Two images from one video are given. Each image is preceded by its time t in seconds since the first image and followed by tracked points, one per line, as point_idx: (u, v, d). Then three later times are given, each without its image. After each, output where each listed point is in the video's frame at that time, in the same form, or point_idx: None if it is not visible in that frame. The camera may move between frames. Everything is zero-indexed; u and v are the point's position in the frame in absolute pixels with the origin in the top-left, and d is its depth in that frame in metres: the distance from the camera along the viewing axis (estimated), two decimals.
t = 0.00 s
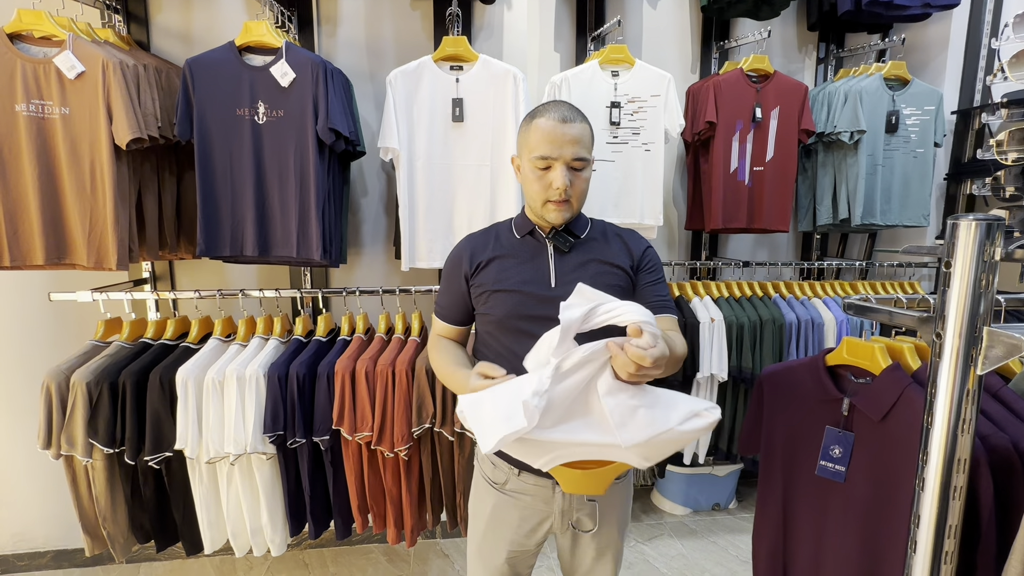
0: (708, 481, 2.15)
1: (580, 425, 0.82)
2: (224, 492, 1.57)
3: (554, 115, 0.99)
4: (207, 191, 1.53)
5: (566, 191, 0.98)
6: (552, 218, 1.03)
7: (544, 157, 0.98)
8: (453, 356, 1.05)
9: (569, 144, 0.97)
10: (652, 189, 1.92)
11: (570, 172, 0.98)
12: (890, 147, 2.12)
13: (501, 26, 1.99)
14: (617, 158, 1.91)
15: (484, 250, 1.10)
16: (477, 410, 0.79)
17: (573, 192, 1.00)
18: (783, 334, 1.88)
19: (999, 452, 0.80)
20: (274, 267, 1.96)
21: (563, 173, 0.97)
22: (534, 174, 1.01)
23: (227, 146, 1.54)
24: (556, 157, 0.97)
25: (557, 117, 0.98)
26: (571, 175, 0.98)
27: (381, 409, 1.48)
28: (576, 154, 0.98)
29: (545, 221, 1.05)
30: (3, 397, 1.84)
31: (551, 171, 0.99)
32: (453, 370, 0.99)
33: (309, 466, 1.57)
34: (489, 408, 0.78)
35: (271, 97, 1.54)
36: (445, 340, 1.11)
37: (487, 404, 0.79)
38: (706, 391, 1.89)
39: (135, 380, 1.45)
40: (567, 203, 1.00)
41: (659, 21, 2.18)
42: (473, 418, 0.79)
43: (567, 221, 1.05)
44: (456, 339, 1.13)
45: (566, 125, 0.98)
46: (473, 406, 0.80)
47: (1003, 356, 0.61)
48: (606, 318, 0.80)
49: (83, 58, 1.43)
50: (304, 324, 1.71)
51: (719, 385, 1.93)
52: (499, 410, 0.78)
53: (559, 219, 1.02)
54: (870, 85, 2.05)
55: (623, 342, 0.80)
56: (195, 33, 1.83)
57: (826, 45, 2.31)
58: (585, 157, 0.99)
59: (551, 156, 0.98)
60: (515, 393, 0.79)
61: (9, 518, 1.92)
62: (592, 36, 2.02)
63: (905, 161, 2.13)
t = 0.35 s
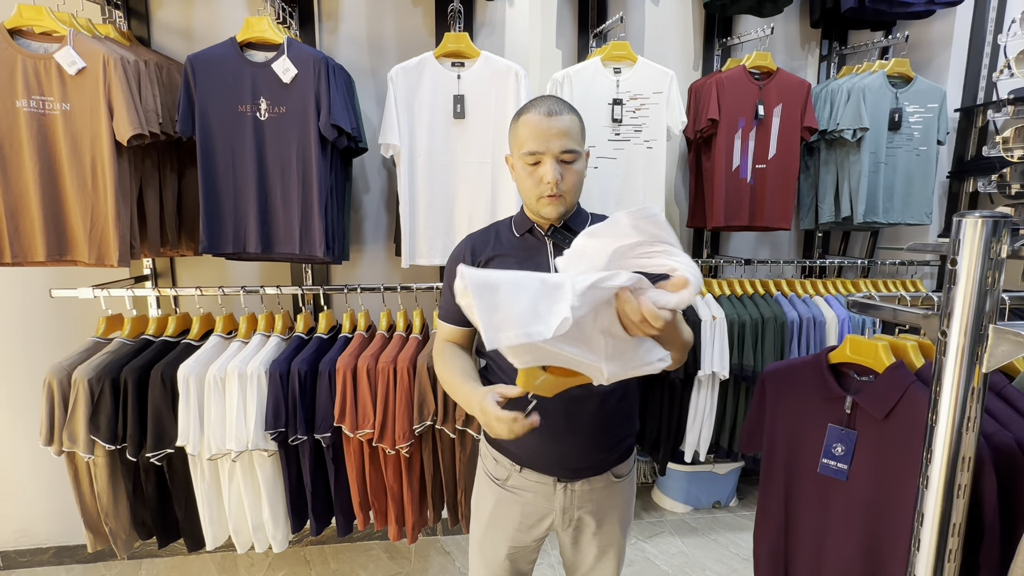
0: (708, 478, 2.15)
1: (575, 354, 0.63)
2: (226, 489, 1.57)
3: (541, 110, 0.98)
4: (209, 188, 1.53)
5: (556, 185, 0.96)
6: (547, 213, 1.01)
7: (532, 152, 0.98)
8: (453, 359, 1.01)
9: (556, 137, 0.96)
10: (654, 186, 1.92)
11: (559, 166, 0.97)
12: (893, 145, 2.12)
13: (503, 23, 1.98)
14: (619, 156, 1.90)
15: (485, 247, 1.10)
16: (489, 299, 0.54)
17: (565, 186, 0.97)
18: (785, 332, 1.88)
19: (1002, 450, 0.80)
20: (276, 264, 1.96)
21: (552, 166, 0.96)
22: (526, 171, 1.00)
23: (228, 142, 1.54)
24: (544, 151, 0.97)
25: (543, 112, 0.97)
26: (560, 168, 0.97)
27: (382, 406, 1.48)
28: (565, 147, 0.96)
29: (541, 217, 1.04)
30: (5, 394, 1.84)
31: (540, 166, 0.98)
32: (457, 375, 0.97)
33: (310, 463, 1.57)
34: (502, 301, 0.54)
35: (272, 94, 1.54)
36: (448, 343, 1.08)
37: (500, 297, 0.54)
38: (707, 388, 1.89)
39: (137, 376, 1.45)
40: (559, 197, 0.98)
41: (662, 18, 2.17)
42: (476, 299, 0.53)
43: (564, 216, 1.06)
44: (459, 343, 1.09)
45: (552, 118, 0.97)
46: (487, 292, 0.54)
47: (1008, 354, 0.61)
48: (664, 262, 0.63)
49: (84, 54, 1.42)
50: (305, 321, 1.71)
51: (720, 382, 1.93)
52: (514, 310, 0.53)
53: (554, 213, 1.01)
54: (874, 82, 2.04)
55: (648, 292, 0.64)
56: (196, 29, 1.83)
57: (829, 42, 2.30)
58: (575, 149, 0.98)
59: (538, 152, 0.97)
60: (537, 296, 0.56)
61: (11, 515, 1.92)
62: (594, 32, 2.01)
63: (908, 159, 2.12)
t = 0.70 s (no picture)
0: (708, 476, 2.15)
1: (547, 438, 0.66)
2: (227, 486, 1.57)
3: (564, 107, 0.97)
4: (209, 185, 1.52)
5: (576, 187, 0.98)
6: (561, 214, 1.02)
7: (553, 152, 0.97)
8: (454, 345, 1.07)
9: (580, 138, 0.96)
10: (655, 184, 1.92)
11: (580, 167, 0.98)
12: (895, 143, 2.11)
13: (504, 19, 1.97)
14: (620, 153, 1.90)
15: (491, 246, 1.10)
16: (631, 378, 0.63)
17: (583, 189, 0.99)
18: (785, 330, 1.88)
19: (1004, 449, 0.80)
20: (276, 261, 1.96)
21: (574, 168, 0.97)
22: (544, 170, 1.00)
23: (228, 138, 1.53)
24: (567, 152, 0.97)
25: (568, 110, 0.96)
26: (581, 170, 0.98)
27: (383, 403, 1.47)
28: (587, 149, 0.97)
29: (553, 215, 1.04)
30: (5, 391, 1.84)
31: (561, 166, 0.98)
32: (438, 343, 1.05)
33: (310, 460, 1.57)
34: (617, 394, 0.63)
35: (272, 90, 1.53)
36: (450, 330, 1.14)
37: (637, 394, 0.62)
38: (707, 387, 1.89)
39: (137, 373, 1.45)
40: (577, 199, 0.99)
41: (664, 14, 2.16)
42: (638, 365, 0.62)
43: (576, 215, 1.04)
44: (460, 331, 1.15)
45: (577, 118, 0.96)
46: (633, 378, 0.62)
47: (1011, 352, 0.61)
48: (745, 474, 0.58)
49: (84, 49, 1.42)
50: (306, 318, 1.71)
51: (721, 380, 1.92)
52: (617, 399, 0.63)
53: (568, 213, 1.02)
54: (876, 80, 2.04)
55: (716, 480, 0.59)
56: (196, 25, 1.82)
57: (831, 39, 2.29)
58: (594, 151, 0.98)
59: (562, 152, 0.97)
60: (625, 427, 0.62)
61: (12, 511, 1.92)
62: (596, 29, 2.00)
63: (910, 157, 2.11)
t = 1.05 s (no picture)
0: (708, 474, 2.15)
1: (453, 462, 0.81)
2: (227, 483, 1.58)
3: (601, 113, 0.91)
4: (208, 181, 1.52)
5: (593, 202, 0.94)
6: (577, 222, 1.01)
7: (580, 160, 0.93)
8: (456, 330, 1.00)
9: (608, 153, 0.91)
10: (656, 182, 1.91)
11: (603, 182, 0.94)
12: (896, 141, 2.11)
13: (504, 16, 1.96)
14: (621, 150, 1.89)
15: (513, 235, 1.06)
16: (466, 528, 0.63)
17: (602, 203, 0.95)
18: (786, 328, 1.87)
19: (1005, 446, 0.80)
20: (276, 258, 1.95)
21: (595, 182, 0.93)
22: (568, 174, 0.97)
23: (227, 135, 1.53)
24: (592, 163, 0.92)
25: (605, 120, 0.90)
26: (602, 186, 0.93)
27: (383, 401, 1.47)
28: (615, 165, 0.92)
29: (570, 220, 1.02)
30: (4, 388, 1.84)
31: (584, 176, 0.94)
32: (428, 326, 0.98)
33: (310, 458, 1.57)
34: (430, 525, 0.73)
35: (271, 86, 1.53)
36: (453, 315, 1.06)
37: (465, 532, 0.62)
38: (707, 384, 1.89)
39: (137, 370, 1.45)
40: (595, 212, 0.96)
41: (665, 11, 2.15)
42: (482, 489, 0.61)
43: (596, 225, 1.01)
44: (462, 319, 1.08)
45: (612, 130, 0.90)
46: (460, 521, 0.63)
47: (1013, 350, 0.61)
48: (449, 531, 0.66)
49: (83, 46, 1.41)
50: (306, 316, 1.71)
51: (721, 378, 1.92)
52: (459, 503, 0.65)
53: (584, 224, 0.99)
54: (877, 77, 2.03)
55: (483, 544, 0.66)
56: (195, 21, 1.81)
57: (832, 36, 2.28)
58: (625, 166, 0.93)
59: (585, 162, 0.93)
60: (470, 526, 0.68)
61: (12, 509, 1.92)
62: (596, 26, 2.00)
63: (911, 154, 2.11)
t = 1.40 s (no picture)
0: (708, 471, 2.15)
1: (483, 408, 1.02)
2: (226, 480, 1.58)
3: (616, 113, 0.91)
4: (208, 178, 1.52)
5: (605, 200, 0.94)
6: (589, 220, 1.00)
7: (592, 158, 0.93)
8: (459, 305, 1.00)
9: (620, 152, 0.90)
10: (656, 179, 1.91)
11: (613, 181, 0.93)
12: (896, 138, 2.11)
13: (505, 12, 1.96)
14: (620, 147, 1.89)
15: (526, 225, 1.08)
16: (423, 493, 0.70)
17: (614, 202, 0.95)
18: (786, 326, 1.87)
19: (1006, 443, 0.80)
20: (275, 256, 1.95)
21: (605, 180, 0.93)
22: (582, 171, 0.97)
23: (226, 132, 1.53)
24: (603, 162, 0.92)
25: (618, 119, 0.90)
26: (614, 184, 0.93)
27: (383, 398, 1.47)
28: (627, 164, 0.91)
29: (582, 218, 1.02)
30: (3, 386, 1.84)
31: (596, 173, 0.94)
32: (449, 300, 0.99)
33: (310, 455, 1.57)
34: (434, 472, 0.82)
35: (271, 83, 1.53)
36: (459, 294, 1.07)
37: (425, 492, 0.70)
38: (707, 381, 1.89)
39: (137, 367, 1.45)
40: (606, 210, 0.96)
41: (665, 8, 2.14)
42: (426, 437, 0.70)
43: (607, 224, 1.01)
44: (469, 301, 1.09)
45: (625, 129, 0.90)
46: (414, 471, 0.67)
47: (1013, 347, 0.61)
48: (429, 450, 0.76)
49: (81, 42, 1.41)
50: (305, 313, 1.71)
51: (721, 375, 1.93)
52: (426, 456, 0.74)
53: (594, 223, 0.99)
54: (878, 75, 2.02)
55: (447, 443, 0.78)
56: (194, 17, 1.81)
57: (833, 33, 2.28)
58: (638, 166, 0.92)
59: (598, 160, 0.93)
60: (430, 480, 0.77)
61: (12, 506, 1.92)
62: (597, 23, 1.99)
63: (911, 152, 2.11)
